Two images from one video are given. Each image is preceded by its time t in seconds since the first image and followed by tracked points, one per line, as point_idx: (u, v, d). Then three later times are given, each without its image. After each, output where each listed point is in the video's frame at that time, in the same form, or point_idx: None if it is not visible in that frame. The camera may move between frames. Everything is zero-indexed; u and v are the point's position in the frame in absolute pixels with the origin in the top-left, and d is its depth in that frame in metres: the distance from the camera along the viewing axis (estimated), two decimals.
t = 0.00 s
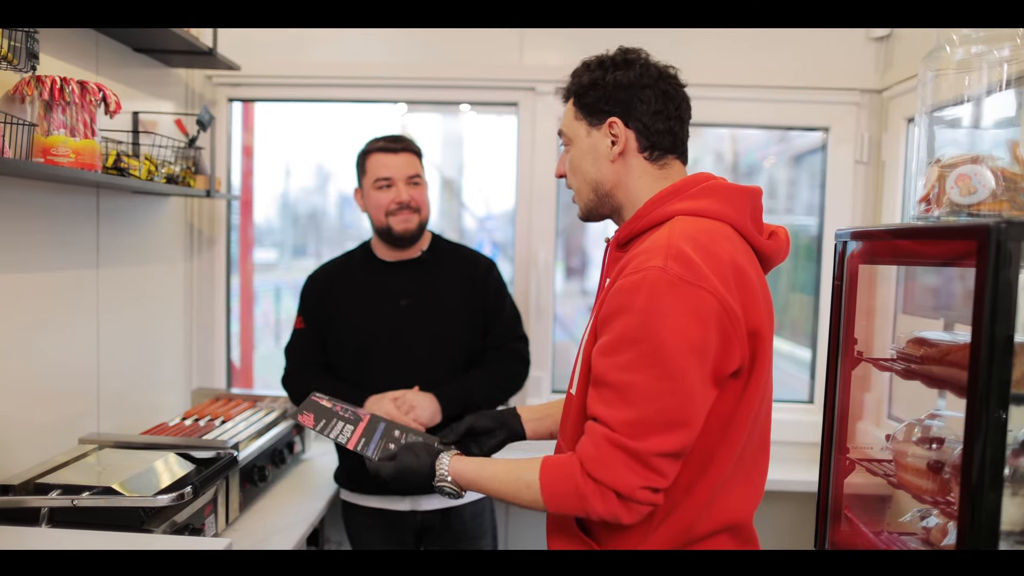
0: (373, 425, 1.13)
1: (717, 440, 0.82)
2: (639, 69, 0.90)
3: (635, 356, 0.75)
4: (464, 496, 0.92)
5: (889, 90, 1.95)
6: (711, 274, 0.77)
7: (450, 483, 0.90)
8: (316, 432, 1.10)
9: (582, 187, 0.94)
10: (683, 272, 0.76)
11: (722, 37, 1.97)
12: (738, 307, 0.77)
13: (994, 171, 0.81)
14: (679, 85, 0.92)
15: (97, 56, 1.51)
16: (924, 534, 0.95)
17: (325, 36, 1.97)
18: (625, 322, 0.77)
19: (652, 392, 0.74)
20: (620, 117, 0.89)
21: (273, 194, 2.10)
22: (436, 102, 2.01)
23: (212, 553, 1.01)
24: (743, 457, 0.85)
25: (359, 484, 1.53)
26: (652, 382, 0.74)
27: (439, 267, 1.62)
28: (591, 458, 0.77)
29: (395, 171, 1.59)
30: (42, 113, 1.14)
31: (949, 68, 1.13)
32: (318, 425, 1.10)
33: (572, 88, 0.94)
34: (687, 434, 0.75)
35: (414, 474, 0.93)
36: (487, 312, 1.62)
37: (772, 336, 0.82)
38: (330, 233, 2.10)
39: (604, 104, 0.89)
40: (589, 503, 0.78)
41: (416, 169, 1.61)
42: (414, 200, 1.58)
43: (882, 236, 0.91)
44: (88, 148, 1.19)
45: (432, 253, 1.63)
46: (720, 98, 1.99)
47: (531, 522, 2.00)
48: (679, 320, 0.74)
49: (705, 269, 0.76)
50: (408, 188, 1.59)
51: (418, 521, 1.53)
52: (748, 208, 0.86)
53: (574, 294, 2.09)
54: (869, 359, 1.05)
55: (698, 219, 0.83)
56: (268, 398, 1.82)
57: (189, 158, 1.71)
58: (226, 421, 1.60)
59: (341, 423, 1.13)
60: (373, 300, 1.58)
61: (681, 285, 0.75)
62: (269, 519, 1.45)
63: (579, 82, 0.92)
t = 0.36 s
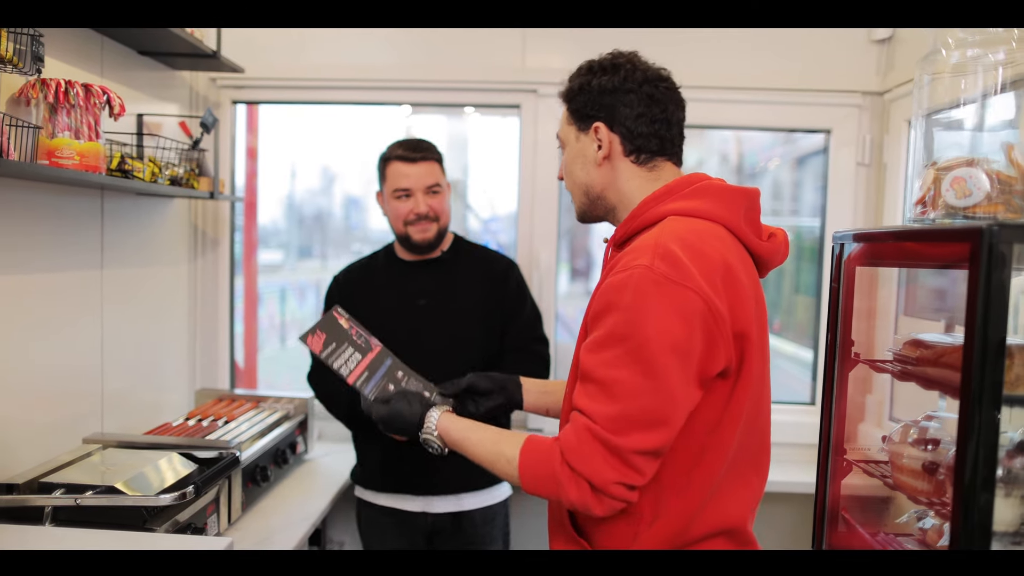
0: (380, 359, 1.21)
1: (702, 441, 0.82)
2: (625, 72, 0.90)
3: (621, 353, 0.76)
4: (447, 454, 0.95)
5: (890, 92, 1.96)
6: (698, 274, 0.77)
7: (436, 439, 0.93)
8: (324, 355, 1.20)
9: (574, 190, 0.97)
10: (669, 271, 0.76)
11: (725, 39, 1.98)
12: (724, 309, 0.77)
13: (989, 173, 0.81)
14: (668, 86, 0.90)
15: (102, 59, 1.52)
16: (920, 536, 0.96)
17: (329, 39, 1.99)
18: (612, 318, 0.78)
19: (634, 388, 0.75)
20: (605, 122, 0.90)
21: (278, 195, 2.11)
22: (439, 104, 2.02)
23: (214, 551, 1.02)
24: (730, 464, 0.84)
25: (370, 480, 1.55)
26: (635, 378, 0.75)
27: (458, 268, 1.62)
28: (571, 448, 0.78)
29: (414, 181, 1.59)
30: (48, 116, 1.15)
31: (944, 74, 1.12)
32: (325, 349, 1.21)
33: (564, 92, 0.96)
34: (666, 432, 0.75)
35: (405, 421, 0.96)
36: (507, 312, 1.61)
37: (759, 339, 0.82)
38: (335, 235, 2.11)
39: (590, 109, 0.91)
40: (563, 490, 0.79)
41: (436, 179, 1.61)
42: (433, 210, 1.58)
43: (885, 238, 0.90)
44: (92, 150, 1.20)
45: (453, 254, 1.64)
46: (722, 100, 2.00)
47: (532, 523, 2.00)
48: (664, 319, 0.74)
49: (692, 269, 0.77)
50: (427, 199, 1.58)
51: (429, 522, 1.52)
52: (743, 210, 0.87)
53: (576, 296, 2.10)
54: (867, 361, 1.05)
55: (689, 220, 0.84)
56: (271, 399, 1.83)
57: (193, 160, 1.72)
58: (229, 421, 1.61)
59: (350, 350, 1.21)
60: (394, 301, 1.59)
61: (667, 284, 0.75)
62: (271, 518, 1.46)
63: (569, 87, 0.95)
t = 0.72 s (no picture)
0: (385, 414, 1.20)
1: (696, 441, 0.83)
2: (635, 70, 0.90)
3: (609, 357, 0.76)
4: (457, 487, 0.95)
5: (893, 95, 1.96)
6: (684, 276, 0.78)
7: (443, 473, 0.93)
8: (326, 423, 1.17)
9: (579, 186, 0.99)
10: (656, 274, 0.77)
11: (728, 41, 1.98)
12: (711, 309, 0.77)
13: (986, 176, 0.82)
14: (676, 89, 0.89)
15: (107, 63, 1.54)
16: (919, 538, 0.96)
17: (333, 42, 2.00)
18: (599, 323, 0.78)
19: (625, 392, 0.76)
20: (610, 120, 0.91)
21: (284, 197, 2.12)
22: (444, 107, 2.03)
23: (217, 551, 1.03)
24: (726, 459, 0.85)
25: (381, 480, 1.55)
26: (624, 381, 0.76)
27: (480, 272, 1.62)
28: (569, 457, 0.79)
29: (443, 177, 1.60)
30: (53, 119, 1.16)
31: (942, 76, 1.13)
32: (325, 418, 1.17)
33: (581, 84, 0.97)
34: (661, 433, 0.75)
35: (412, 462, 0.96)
36: (527, 321, 1.60)
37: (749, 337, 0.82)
38: (339, 237, 2.12)
39: (597, 106, 0.92)
40: (567, 501, 0.80)
41: (466, 178, 1.61)
42: (460, 208, 1.59)
43: (888, 241, 0.90)
44: (97, 154, 1.22)
45: (476, 258, 1.63)
46: (725, 103, 2.00)
47: (534, 524, 2.01)
48: (651, 321, 0.75)
49: (678, 272, 0.77)
50: (456, 197, 1.59)
51: (441, 525, 1.52)
52: (733, 211, 0.87)
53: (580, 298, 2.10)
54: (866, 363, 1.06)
55: (677, 222, 0.84)
56: (275, 401, 1.84)
57: (197, 163, 1.73)
58: (233, 423, 1.62)
59: (351, 414, 1.19)
60: (416, 300, 1.59)
61: (653, 286, 0.76)
62: (275, 519, 1.47)
63: (584, 80, 0.95)
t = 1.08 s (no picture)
0: (386, 364, 1.32)
1: (680, 440, 0.83)
2: (619, 78, 0.91)
3: (596, 350, 0.77)
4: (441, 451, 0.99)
5: (896, 96, 1.95)
6: (674, 273, 0.78)
7: (427, 436, 0.97)
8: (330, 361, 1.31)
9: (578, 196, 0.99)
10: (645, 271, 0.77)
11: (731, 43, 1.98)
12: (700, 307, 0.77)
13: (989, 178, 0.82)
14: (660, 91, 0.89)
15: (112, 66, 1.55)
16: (922, 540, 0.96)
17: (337, 45, 2.00)
18: (591, 316, 0.79)
19: (608, 385, 0.76)
20: (598, 128, 0.91)
21: (288, 200, 2.13)
22: (448, 109, 2.03)
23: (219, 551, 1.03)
24: (714, 461, 0.84)
25: (392, 482, 1.56)
26: (609, 374, 0.76)
27: (495, 277, 1.62)
28: (549, 443, 0.80)
29: (460, 182, 1.60)
30: (58, 121, 1.17)
31: (945, 77, 1.13)
32: (330, 356, 1.30)
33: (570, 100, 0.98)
34: (640, 428, 0.75)
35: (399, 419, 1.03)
36: (539, 327, 1.60)
37: (739, 340, 0.81)
38: (344, 239, 2.12)
39: (584, 118, 0.93)
40: (540, 484, 0.81)
41: (482, 182, 1.62)
42: (477, 212, 1.59)
43: (891, 242, 0.90)
44: (101, 156, 1.22)
45: (490, 262, 1.64)
46: (728, 105, 2.00)
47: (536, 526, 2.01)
48: (639, 318, 0.75)
49: (668, 268, 0.77)
50: (472, 201, 1.59)
51: (452, 527, 1.52)
52: (730, 211, 0.86)
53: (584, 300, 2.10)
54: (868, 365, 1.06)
55: (674, 221, 0.84)
56: (278, 402, 1.85)
57: (201, 165, 1.73)
58: (236, 424, 1.62)
59: (356, 356, 1.32)
60: (429, 301, 1.59)
61: (642, 282, 0.76)
62: (278, 519, 1.47)
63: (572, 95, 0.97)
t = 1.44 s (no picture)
0: (391, 403, 1.21)
1: (686, 439, 0.82)
2: (634, 78, 0.89)
3: (599, 352, 0.77)
4: (456, 474, 0.96)
5: (900, 97, 1.95)
6: (673, 273, 0.78)
7: (441, 459, 0.95)
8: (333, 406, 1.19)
9: (582, 190, 1.00)
10: (644, 271, 0.77)
11: (733, 43, 1.97)
12: (699, 304, 0.77)
13: (991, 178, 0.81)
14: (673, 95, 0.89)
15: (114, 68, 1.55)
16: (925, 541, 0.96)
17: (340, 48, 2.01)
18: (590, 320, 0.79)
19: (614, 387, 0.75)
20: (607, 125, 0.91)
21: (293, 202, 2.13)
22: (451, 111, 2.03)
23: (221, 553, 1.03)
24: (718, 457, 0.83)
25: (394, 486, 1.55)
26: (615, 376, 0.75)
27: (497, 279, 1.62)
28: (562, 451, 0.79)
29: (459, 184, 1.58)
30: (60, 124, 1.17)
31: (947, 78, 1.13)
32: (332, 402, 1.19)
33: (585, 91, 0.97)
34: (650, 428, 0.75)
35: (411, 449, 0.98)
36: (541, 329, 1.60)
37: (739, 335, 0.81)
38: (347, 242, 2.13)
39: (594, 113, 0.93)
40: (559, 493, 0.80)
41: (483, 184, 1.60)
42: (477, 214, 1.58)
43: (894, 243, 0.89)
44: (104, 158, 1.23)
45: (493, 265, 1.64)
46: (730, 106, 2.00)
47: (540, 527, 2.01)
48: (640, 318, 0.75)
49: (667, 269, 0.77)
50: (472, 204, 1.58)
51: (454, 529, 1.52)
52: (727, 211, 0.86)
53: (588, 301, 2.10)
54: (871, 365, 1.06)
55: (670, 222, 0.84)
56: (281, 404, 1.85)
57: (204, 167, 1.74)
58: (239, 426, 1.63)
59: (359, 400, 1.21)
60: (432, 304, 1.59)
61: (641, 282, 0.76)
62: (281, 521, 1.47)
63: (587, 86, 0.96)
